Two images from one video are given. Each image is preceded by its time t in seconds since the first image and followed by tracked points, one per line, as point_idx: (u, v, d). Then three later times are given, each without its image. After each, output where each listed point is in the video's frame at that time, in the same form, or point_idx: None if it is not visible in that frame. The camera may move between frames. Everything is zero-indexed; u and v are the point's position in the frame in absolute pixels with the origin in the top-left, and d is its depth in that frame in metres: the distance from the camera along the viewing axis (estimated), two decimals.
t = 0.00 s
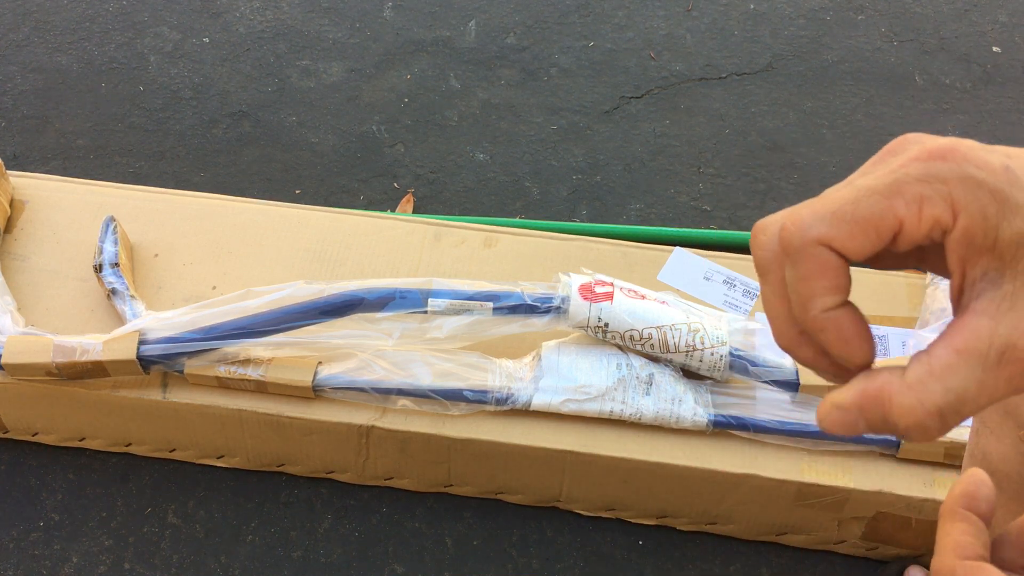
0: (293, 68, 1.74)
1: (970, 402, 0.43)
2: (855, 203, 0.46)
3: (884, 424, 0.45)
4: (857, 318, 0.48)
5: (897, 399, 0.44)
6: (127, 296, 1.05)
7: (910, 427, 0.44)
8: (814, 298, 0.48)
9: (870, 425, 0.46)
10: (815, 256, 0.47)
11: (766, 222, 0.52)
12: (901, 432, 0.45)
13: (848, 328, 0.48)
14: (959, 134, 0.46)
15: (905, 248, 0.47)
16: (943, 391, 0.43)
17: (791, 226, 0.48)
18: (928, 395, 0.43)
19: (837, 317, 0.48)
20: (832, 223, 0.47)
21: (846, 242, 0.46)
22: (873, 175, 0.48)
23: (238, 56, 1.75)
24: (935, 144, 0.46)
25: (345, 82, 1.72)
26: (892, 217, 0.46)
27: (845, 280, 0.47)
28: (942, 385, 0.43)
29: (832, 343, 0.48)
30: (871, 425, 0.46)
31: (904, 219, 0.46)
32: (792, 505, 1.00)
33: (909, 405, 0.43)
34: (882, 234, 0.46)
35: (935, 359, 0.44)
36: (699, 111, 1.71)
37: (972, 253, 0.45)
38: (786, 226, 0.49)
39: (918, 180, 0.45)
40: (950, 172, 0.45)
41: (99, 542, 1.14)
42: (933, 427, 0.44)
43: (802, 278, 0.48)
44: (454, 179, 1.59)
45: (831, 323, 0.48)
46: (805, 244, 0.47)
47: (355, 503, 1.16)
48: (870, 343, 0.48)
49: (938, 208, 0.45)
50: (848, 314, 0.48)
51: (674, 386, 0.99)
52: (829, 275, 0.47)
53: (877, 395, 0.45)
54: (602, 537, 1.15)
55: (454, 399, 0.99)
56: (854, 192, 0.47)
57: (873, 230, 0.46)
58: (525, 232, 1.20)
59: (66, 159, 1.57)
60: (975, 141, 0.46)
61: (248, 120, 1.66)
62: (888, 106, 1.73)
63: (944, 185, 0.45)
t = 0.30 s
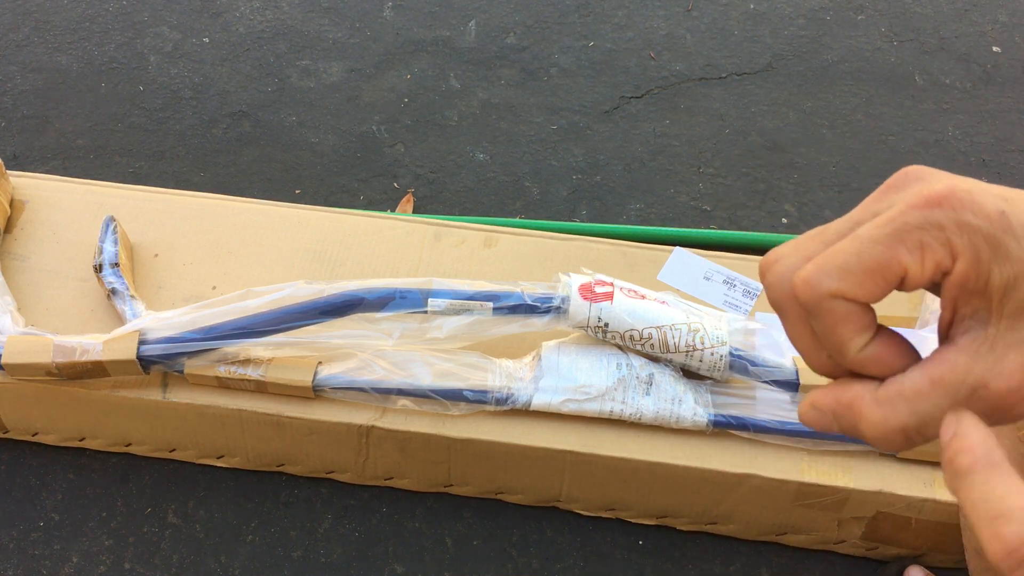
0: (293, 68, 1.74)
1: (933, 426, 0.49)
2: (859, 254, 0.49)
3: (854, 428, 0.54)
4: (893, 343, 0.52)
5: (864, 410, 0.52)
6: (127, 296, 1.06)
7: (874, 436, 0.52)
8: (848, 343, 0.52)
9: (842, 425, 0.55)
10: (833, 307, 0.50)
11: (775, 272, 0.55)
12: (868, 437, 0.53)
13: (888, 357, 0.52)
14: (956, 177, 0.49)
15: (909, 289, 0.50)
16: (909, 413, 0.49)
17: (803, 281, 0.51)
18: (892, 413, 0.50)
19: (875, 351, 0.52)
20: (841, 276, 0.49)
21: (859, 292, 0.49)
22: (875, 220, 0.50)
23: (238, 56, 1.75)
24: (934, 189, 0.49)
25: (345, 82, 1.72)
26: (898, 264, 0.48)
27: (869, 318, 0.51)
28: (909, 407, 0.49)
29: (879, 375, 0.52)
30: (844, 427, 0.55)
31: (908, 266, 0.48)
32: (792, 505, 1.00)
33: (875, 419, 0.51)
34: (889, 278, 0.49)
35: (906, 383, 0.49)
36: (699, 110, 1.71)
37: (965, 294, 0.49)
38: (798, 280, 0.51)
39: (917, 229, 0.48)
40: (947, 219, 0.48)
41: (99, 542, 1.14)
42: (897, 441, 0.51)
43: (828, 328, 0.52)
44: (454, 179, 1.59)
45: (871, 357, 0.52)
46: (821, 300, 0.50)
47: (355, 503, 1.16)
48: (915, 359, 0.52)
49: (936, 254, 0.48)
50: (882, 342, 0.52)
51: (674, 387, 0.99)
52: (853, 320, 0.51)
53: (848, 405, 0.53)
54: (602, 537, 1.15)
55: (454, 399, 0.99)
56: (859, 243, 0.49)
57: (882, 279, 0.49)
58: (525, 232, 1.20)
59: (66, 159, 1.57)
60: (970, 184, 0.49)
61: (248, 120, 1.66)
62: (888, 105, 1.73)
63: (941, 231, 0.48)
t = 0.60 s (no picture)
0: (293, 68, 1.74)
1: (949, 418, 0.50)
2: (869, 243, 0.49)
3: (867, 424, 0.54)
4: (900, 336, 0.53)
5: (879, 405, 0.52)
6: (128, 296, 1.06)
7: (891, 431, 0.53)
8: (856, 335, 0.52)
9: (854, 422, 0.55)
10: (842, 298, 0.51)
11: (783, 264, 0.55)
12: (883, 432, 0.54)
13: (896, 350, 0.53)
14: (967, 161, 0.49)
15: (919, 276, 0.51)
16: (925, 406, 0.50)
17: (814, 272, 0.51)
18: (909, 408, 0.51)
19: (883, 344, 0.52)
20: (851, 266, 0.50)
21: (870, 282, 0.50)
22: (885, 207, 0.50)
23: (238, 56, 1.75)
24: (946, 173, 0.49)
25: (345, 82, 1.72)
26: (908, 252, 0.49)
27: (878, 310, 0.52)
28: (926, 400, 0.50)
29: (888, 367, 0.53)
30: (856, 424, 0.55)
31: (919, 253, 0.49)
32: (792, 505, 1.00)
33: (892, 414, 0.51)
34: (900, 266, 0.49)
35: (920, 378, 0.50)
36: (699, 110, 1.71)
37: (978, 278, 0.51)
38: (807, 270, 0.52)
39: (929, 214, 0.49)
40: (959, 203, 0.48)
41: (98, 542, 1.14)
42: (913, 434, 0.52)
43: (837, 319, 0.52)
44: (454, 179, 1.59)
45: (878, 349, 0.53)
46: (831, 291, 0.51)
47: (356, 503, 1.16)
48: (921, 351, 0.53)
49: (951, 239, 0.49)
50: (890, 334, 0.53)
51: (674, 386, 0.99)
52: (862, 311, 0.51)
53: (862, 401, 0.53)
54: (603, 537, 1.15)
55: (454, 399, 0.99)
56: (869, 231, 0.49)
57: (892, 267, 0.49)
58: (525, 232, 1.20)
59: (66, 159, 1.57)
60: (980, 168, 0.49)
61: (248, 120, 1.66)
62: (888, 106, 1.73)
63: (954, 217, 0.49)
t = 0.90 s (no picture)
0: (293, 68, 1.74)
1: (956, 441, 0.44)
2: (866, 261, 0.47)
3: (872, 449, 0.50)
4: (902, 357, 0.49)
5: (880, 426, 0.48)
6: (127, 296, 1.05)
7: (895, 455, 0.48)
8: (850, 357, 0.49)
9: (859, 448, 0.51)
10: (839, 318, 0.48)
11: (784, 284, 0.54)
12: (889, 457, 0.48)
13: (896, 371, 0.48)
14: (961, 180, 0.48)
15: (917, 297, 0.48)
16: (926, 428, 0.45)
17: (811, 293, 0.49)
18: (910, 430, 0.46)
19: (879, 366, 0.49)
20: (847, 286, 0.47)
21: (867, 303, 0.47)
22: (882, 226, 0.48)
23: (238, 56, 1.75)
24: (941, 191, 0.48)
25: (345, 82, 1.72)
26: (905, 272, 0.46)
27: (875, 331, 0.48)
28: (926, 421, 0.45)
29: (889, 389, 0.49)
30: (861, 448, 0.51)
31: (916, 273, 0.47)
32: (792, 505, 1.00)
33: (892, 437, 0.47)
34: (898, 287, 0.46)
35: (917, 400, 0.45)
36: (699, 110, 1.71)
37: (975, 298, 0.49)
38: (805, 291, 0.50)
39: (926, 232, 0.46)
40: (954, 223, 0.47)
41: (99, 542, 1.14)
42: (919, 457, 0.47)
43: (834, 340, 0.49)
44: (454, 179, 1.59)
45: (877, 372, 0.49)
46: (827, 311, 0.48)
47: (355, 503, 1.16)
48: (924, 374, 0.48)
49: (948, 259, 0.47)
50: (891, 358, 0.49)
51: (674, 387, 0.99)
52: (858, 333, 0.48)
53: (864, 425, 0.49)
54: (602, 537, 1.15)
55: (454, 399, 0.99)
56: (865, 250, 0.47)
57: (888, 287, 0.46)
58: (525, 232, 1.20)
59: (66, 159, 1.57)
60: (975, 187, 0.48)
61: (248, 120, 1.66)
62: (888, 106, 1.73)
63: (949, 236, 0.47)
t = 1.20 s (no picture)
0: (293, 68, 1.74)
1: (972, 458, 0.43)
2: (876, 277, 0.45)
3: (883, 469, 0.48)
4: (908, 374, 0.47)
5: (894, 447, 0.46)
6: (127, 296, 1.05)
7: (908, 476, 0.46)
8: (861, 375, 0.47)
9: (870, 468, 0.49)
10: (849, 336, 0.46)
11: (790, 300, 0.52)
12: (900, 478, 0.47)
13: (902, 390, 0.47)
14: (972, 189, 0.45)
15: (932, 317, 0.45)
16: (941, 445, 0.43)
17: (818, 309, 0.47)
18: (925, 450, 0.44)
19: (888, 384, 0.47)
20: (857, 303, 0.45)
21: (878, 320, 0.45)
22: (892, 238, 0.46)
23: (238, 56, 1.76)
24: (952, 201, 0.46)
25: (345, 82, 1.72)
26: (917, 288, 0.44)
27: (884, 348, 0.46)
28: (941, 440, 0.43)
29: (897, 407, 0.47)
30: (872, 468, 0.49)
31: (928, 290, 0.44)
32: (792, 504, 1.00)
33: (906, 458, 0.45)
34: (910, 303, 0.44)
35: (934, 416, 0.44)
36: (699, 110, 1.71)
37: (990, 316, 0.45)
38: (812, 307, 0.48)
39: (940, 245, 0.44)
40: (966, 236, 0.44)
41: (99, 542, 1.14)
42: (937, 477, 0.45)
43: (842, 358, 0.47)
44: (454, 179, 1.59)
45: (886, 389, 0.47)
46: (836, 328, 0.46)
47: (356, 503, 1.16)
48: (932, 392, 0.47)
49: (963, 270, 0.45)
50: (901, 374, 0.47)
51: (674, 386, 0.99)
52: (867, 350, 0.46)
53: (875, 446, 0.47)
54: (603, 537, 1.15)
55: (454, 399, 0.99)
56: (874, 265, 0.45)
57: (900, 304, 0.44)
58: (524, 232, 1.20)
59: (66, 159, 1.57)
60: (988, 196, 0.45)
61: (248, 120, 1.66)
62: (888, 106, 1.73)
63: (962, 250, 0.44)
